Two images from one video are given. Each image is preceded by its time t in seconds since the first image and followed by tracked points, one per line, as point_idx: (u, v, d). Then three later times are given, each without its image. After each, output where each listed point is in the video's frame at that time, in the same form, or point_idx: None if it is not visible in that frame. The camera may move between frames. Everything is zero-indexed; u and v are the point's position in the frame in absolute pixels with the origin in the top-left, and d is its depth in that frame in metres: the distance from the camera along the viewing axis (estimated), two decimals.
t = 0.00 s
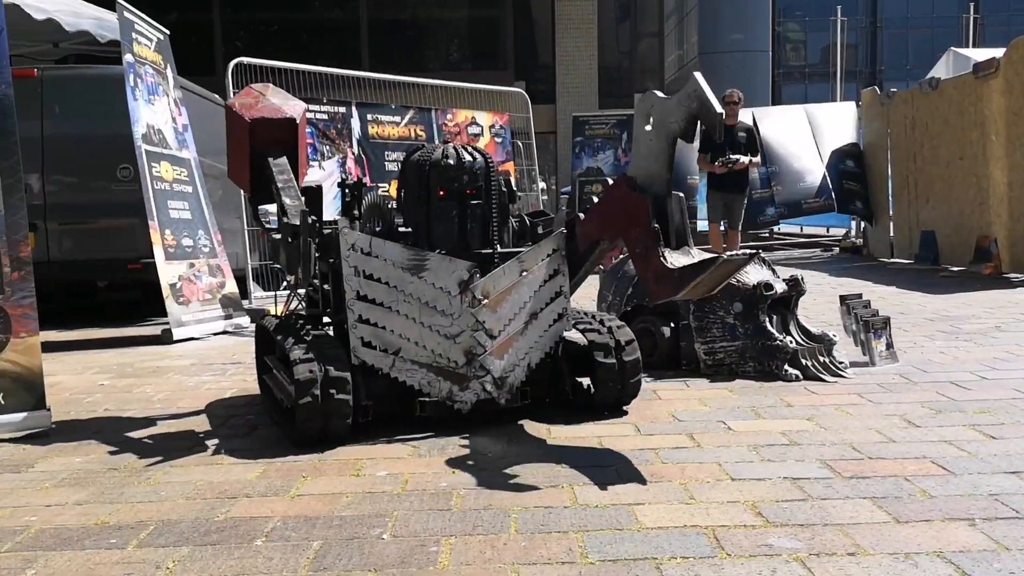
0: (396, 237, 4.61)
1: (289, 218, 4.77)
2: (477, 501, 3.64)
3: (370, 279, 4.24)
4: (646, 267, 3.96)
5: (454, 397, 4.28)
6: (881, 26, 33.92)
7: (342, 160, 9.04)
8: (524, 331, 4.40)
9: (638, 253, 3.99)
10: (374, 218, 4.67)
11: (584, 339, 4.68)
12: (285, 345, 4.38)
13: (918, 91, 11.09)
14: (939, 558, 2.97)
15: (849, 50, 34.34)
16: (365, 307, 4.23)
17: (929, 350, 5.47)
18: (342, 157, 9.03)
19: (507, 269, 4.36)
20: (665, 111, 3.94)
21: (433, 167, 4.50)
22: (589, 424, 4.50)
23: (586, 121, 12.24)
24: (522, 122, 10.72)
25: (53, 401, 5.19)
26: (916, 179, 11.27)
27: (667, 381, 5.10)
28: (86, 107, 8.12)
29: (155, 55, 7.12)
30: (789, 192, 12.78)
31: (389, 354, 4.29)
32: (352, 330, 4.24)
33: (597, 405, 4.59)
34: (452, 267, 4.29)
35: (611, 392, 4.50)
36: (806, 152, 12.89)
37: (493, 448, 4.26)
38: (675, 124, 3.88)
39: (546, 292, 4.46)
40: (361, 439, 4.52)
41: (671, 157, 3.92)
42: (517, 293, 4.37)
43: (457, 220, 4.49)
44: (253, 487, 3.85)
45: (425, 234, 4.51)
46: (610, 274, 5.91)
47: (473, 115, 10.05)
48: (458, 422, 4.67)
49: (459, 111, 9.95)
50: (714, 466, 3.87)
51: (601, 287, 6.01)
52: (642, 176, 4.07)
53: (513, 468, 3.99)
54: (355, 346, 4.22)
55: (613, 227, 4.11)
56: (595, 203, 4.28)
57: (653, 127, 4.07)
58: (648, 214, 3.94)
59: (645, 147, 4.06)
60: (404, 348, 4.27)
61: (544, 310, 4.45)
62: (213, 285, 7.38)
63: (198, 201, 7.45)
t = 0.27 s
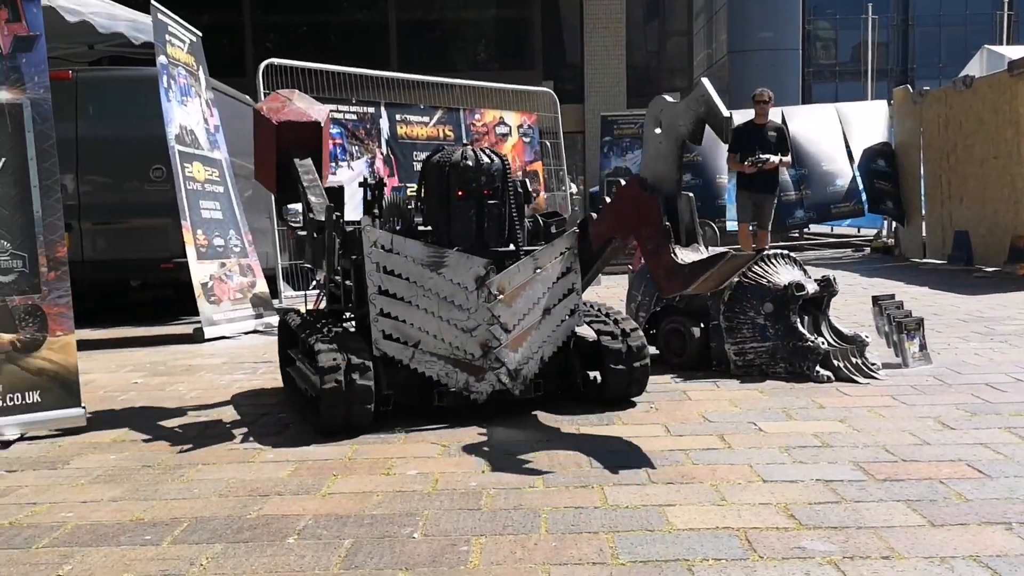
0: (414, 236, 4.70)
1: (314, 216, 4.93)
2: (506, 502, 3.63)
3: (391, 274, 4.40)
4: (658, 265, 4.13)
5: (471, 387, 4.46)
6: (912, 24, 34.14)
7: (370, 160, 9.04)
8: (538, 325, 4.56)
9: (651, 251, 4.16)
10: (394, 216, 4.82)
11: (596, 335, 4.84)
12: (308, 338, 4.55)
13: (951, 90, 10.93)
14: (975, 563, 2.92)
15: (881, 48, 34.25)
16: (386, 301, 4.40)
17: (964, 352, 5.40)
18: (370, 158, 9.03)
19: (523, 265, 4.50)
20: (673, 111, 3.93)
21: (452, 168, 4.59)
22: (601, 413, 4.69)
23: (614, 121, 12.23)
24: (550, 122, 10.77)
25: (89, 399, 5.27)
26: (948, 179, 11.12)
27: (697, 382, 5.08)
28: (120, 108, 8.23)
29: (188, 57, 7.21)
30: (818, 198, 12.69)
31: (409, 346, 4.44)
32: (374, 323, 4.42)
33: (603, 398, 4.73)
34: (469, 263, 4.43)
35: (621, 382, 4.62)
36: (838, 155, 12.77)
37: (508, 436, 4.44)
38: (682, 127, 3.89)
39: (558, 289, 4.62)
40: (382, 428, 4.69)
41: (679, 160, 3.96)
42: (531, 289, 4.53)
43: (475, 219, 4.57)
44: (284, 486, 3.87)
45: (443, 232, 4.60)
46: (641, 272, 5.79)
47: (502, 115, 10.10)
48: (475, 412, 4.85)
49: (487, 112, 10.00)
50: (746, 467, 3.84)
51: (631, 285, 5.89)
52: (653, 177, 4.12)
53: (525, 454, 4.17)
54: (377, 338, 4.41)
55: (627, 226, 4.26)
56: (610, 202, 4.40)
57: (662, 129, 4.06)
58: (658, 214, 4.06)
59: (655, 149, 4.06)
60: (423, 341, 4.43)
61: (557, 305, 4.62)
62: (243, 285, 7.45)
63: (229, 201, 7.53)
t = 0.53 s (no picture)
0: (416, 235, 4.95)
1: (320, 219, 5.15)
2: (522, 503, 3.63)
3: (394, 272, 4.59)
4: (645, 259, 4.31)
5: (468, 380, 4.60)
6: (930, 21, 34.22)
7: (387, 161, 9.08)
8: (534, 320, 4.71)
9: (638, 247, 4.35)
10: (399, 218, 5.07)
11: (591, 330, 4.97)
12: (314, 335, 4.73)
13: (970, 89, 10.83)
14: (993, 566, 2.89)
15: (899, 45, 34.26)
16: (387, 298, 4.59)
17: (981, 353, 5.36)
18: (386, 158, 9.05)
19: (518, 264, 4.66)
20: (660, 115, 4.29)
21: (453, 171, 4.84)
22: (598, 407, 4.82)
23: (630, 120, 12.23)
24: (566, 122, 10.77)
25: (107, 398, 5.31)
26: (967, 180, 11.02)
27: (713, 383, 5.07)
28: (138, 109, 8.28)
29: (205, 59, 7.25)
30: (834, 199, 12.59)
31: (410, 341, 4.62)
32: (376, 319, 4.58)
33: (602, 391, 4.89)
34: (467, 262, 4.62)
35: (617, 376, 4.80)
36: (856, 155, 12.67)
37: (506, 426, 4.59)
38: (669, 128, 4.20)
39: (554, 286, 4.76)
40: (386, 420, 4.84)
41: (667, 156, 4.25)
42: (526, 286, 4.68)
43: (474, 218, 4.78)
44: (300, 485, 3.88)
45: (445, 232, 4.83)
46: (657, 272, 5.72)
47: (517, 115, 10.10)
48: (472, 404, 5.04)
49: (502, 112, 9.99)
50: (762, 469, 3.83)
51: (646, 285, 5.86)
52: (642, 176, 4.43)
53: (524, 450, 4.24)
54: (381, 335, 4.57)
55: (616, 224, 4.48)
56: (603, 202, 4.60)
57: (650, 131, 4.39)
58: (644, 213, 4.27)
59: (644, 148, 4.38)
60: (422, 335, 4.60)
61: (553, 301, 4.76)
62: (260, 285, 7.49)
63: (246, 201, 7.57)
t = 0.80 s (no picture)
0: (417, 233, 5.11)
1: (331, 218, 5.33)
2: (536, 504, 3.63)
3: (395, 269, 4.78)
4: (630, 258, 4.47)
5: (466, 373, 4.74)
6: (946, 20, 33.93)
7: (400, 163, 9.12)
8: (531, 316, 4.84)
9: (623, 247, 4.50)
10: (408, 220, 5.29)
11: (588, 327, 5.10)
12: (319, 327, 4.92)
13: (987, 89, 10.75)
14: (1011, 569, 2.87)
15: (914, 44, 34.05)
16: (388, 293, 4.77)
17: (998, 355, 5.33)
18: (399, 159, 9.11)
19: (516, 262, 4.79)
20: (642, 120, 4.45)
21: (454, 171, 4.98)
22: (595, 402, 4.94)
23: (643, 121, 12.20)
24: (579, 123, 10.77)
25: (123, 398, 5.34)
26: (984, 182, 10.93)
27: (727, 384, 5.07)
28: (152, 111, 8.32)
29: (219, 60, 7.28)
30: (847, 200, 12.74)
31: (411, 335, 4.78)
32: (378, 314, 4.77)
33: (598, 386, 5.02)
34: (466, 260, 4.79)
35: (612, 371, 4.92)
36: (870, 155, 12.81)
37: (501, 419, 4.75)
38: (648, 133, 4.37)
39: (552, 283, 4.89)
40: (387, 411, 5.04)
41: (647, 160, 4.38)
42: (524, 283, 4.82)
43: (474, 217, 4.94)
44: (314, 486, 3.89)
45: (444, 231, 4.97)
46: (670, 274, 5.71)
47: (530, 116, 10.11)
48: (473, 397, 5.20)
49: (515, 113, 10.02)
50: (777, 471, 3.82)
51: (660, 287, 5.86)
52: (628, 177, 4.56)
53: (537, 452, 4.24)
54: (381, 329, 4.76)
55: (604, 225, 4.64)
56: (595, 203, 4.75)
57: (635, 134, 4.53)
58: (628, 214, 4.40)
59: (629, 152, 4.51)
60: (422, 329, 4.76)
61: (551, 297, 4.89)
62: (274, 285, 7.53)
63: (260, 202, 7.59)
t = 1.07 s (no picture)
0: (419, 236, 5.37)
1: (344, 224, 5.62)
2: (547, 507, 3.62)
3: (393, 271, 4.99)
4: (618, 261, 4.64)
5: (459, 371, 4.90)
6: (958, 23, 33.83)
7: (410, 166, 9.16)
8: (525, 317, 4.98)
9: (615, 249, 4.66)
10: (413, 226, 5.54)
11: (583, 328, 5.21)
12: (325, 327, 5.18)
13: (999, 94, 10.70)
14: None
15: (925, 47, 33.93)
16: (387, 294, 4.99)
17: (1010, 360, 5.31)
18: (409, 163, 9.15)
19: (511, 264, 4.95)
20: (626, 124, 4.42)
21: (450, 177, 5.26)
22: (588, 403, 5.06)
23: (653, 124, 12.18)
24: (589, 126, 10.79)
25: (134, 400, 5.37)
26: (996, 184, 10.89)
27: (738, 388, 5.06)
28: (163, 114, 8.36)
29: (231, 63, 7.31)
30: (856, 205, 12.89)
31: (407, 334, 4.97)
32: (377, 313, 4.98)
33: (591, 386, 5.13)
34: (461, 263, 4.98)
35: (603, 372, 5.05)
36: (880, 160, 12.92)
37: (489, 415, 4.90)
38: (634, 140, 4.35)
39: (547, 285, 5.02)
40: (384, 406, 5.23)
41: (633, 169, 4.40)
42: (517, 285, 4.97)
43: (469, 220, 5.19)
44: (325, 489, 3.90)
45: (441, 235, 5.25)
46: (680, 278, 5.70)
47: (540, 120, 10.11)
48: (472, 394, 5.37)
49: (525, 116, 10.02)
50: (788, 475, 3.81)
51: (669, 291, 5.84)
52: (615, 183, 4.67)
53: (548, 455, 4.25)
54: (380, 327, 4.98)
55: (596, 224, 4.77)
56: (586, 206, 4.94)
57: (624, 143, 4.55)
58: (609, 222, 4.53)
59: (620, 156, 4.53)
60: (416, 329, 4.95)
61: (546, 300, 5.01)
62: (284, 288, 7.55)
63: (271, 205, 7.62)
